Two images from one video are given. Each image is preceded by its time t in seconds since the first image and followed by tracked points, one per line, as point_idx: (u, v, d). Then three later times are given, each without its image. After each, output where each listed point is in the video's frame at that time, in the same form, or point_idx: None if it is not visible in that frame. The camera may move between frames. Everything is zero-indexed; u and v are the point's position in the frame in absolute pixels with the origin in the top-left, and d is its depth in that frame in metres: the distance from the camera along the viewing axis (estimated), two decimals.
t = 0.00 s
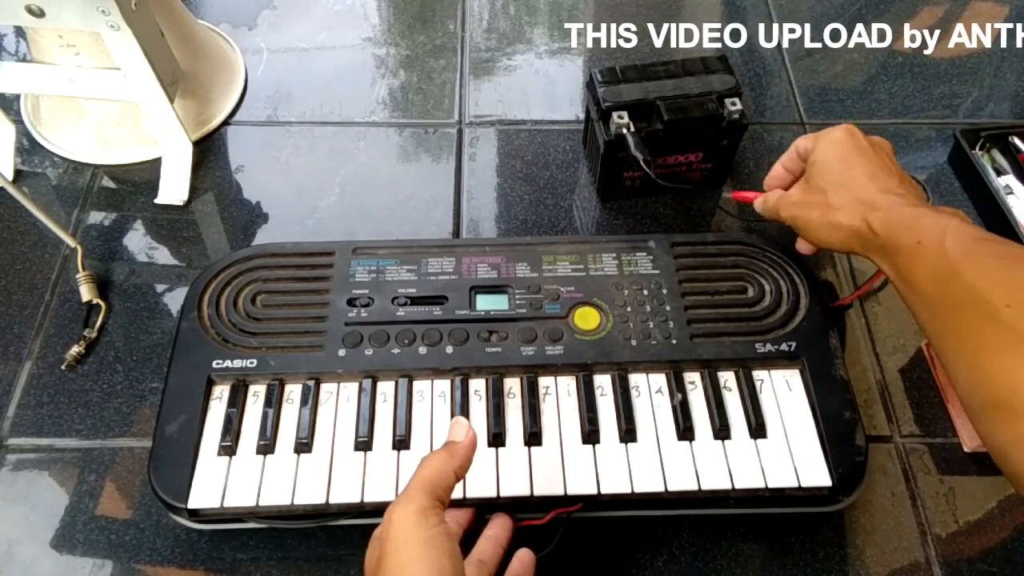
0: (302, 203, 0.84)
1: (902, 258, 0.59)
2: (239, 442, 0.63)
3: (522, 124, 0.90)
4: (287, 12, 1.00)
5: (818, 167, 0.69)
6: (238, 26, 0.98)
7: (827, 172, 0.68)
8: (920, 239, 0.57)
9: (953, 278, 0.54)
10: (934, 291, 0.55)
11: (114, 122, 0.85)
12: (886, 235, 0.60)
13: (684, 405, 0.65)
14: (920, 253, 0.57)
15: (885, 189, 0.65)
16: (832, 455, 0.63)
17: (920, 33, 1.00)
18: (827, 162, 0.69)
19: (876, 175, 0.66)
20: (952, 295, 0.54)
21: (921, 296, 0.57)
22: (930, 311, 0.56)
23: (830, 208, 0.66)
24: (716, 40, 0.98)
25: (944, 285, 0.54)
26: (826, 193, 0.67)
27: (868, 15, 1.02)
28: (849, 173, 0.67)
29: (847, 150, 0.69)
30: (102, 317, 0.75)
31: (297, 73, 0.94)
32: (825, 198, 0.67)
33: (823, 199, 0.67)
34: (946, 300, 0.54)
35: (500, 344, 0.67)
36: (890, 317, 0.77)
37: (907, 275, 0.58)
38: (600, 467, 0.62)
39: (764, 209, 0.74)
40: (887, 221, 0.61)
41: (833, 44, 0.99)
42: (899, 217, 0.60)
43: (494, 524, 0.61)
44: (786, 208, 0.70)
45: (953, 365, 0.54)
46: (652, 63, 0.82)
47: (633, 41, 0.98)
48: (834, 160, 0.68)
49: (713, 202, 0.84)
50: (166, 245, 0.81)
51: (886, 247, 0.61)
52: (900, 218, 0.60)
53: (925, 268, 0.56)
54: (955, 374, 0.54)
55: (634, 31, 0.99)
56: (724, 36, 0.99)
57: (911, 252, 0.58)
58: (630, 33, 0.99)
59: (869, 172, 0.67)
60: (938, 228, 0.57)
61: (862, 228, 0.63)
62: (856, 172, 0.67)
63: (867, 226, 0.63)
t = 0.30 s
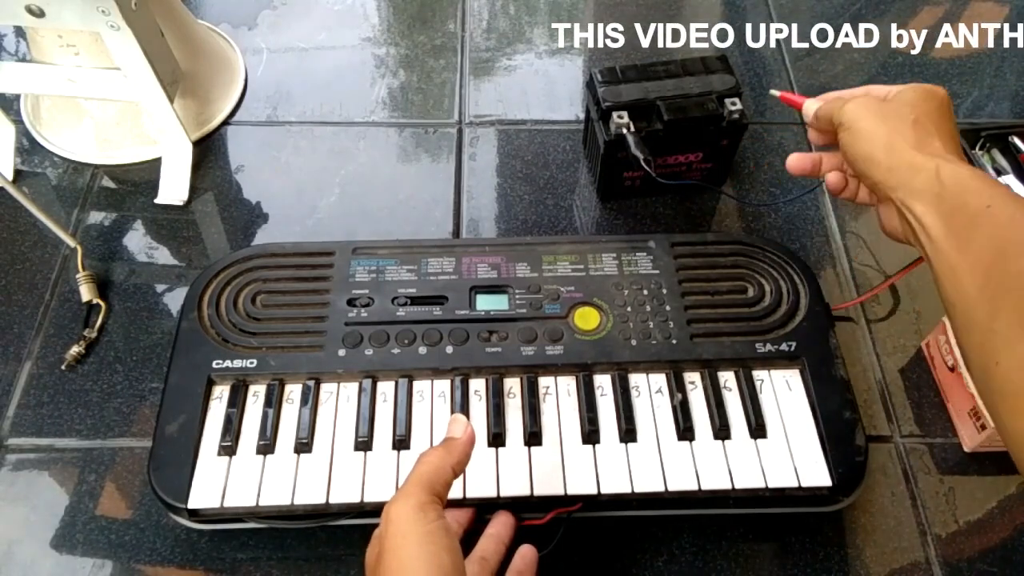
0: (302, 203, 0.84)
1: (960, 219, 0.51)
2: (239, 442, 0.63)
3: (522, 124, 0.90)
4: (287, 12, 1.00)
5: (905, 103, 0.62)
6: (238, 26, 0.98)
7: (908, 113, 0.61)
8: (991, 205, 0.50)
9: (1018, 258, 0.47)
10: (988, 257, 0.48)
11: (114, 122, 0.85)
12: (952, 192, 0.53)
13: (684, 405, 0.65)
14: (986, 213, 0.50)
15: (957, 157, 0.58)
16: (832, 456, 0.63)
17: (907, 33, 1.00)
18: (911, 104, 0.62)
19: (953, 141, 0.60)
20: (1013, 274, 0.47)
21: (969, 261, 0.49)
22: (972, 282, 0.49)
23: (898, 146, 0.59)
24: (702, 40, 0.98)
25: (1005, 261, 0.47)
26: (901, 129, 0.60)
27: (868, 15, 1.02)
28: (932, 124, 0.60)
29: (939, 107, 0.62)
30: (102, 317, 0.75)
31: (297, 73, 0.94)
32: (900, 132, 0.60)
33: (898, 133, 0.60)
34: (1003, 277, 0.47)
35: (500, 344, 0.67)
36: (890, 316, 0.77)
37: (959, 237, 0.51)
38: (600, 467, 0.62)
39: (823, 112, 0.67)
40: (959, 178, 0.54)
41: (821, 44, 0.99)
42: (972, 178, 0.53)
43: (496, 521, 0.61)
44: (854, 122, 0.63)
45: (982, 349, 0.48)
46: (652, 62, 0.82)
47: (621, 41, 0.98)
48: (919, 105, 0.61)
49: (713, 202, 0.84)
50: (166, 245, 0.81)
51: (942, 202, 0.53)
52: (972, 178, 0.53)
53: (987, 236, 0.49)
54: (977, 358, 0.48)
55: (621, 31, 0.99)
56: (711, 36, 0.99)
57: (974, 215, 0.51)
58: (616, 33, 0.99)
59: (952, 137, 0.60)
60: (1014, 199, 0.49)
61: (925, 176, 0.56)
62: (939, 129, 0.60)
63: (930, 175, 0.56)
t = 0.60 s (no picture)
0: (302, 203, 0.84)
1: (925, 219, 0.53)
2: (239, 442, 0.63)
3: (522, 124, 0.90)
4: (287, 12, 1.00)
5: (866, 101, 0.63)
6: (239, 26, 0.98)
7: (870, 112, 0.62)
8: (951, 203, 0.51)
9: (978, 249, 0.48)
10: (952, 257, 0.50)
11: (113, 122, 0.85)
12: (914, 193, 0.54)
13: (684, 405, 0.65)
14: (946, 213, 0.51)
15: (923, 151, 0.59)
16: (832, 456, 0.63)
17: (894, 33, 1.00)
18: (873, 103, 0.63)
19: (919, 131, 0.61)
20: (977, 266, 0.48)
21: (939, 259, 0.51)
22: (943, 282, 0.50)
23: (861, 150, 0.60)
24: (689, 40, 0.98)
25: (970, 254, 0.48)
26: (864, 131, 0.61)
27: (868, 16, 1.02)
28: (893, 118, 0.61)
29: (902, 97, 0.63)
30: (102, 317, 0.75)
31: (297, 73, 0.94)
32: (861, 134, 0.61)
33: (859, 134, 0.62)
34: (968, 269, 0.48)
35: (500, 344, 0.67)
36: (890, 315, 0.77)
37: (926, 238, 0.52)
38: (600, 467, 0.62)
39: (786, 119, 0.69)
40: (918, 177, 0.55)
41: (807, 44, 0.99)
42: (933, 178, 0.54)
43: (499, 519, 0.61)
44: (815, 129, 0.65)
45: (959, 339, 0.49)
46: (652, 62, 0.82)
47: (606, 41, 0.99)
48: (882, 100, 0.63)
49: (713, 202, 0.84)
50: (166, 245, 0.81)
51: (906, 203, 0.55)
52: (933, 178, 0.54)
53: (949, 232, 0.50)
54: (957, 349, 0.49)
55: (608, 31, 0.99)
56: (698, 36, 0.99)
57: (937, 213, 0.52)
58: (603, 33, 0.99)
59: (918, 127, 0.61)
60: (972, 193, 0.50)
61: (888, 178, 0.57)
62: (902, 121, 0.61)
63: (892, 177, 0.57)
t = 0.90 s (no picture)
0: (302, 203, 0.84)
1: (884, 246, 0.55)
2: (239, 442, 0.63)
3: (522, 124, 0.90)
4: (287, 11, 1.00)
5: (821, 136, 0.66)
6: (239, 26, 0.98)
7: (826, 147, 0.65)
8: (909, 227, 0.53)
9: (934, 267, 0.49)
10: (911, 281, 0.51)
11: (113, 122, 0.85)
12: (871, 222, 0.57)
13: (684, 405, 0.65)
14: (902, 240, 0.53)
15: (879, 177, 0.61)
16: (832, 456, 0.63)
17: (881, 33, 1.00)
18: (828, 136, 0.65)
19: (874, 157, 0.63)
20: (939, 287, 0.49)
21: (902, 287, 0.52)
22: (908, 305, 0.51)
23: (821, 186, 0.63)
24: (676, 40, 0.98)
25: (932, 277, 0.50)
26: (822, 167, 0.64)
27: (868, 16, 1.02)
28: (847, 149, 0.64)
29: (857, 126, 0.65)
30: (102, 317, 0.75)
31: (297, 73, 0.94)
32: (817, 170, 0.64)
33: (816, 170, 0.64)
34: (929, 290, 0.50)
35: (500, 344, 0.67)
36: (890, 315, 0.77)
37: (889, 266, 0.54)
38: (600, 467, 0.62)
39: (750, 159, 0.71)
40: (872, 206, 0.57)
41: (794, 44, 0.99)
42: (885, 204, 0.56)
43: (500, 520, 0.61)
44: (778, 168, 0.67)
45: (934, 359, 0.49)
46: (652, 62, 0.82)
47: (592, 41, 0.99)
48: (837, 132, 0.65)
49: (713, 202, 0.84)
50: (166, 245, 0.81)
51: (867, 235, 0.57)
52: (886, 205, 0.56)
53: (909, 257, 0.52)
54: (934, 367, 0.50)
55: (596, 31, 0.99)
56: (685, 36, 0.99)
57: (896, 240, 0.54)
58: (591, 33, 0.99)
59: (875, 155, 0.63)
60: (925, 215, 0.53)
61: (847, 211, 0.59)
62: (856, 150, 0.63)
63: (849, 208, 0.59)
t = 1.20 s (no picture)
0: (302, 203, 0.84)
1: (928, 254, 0.52)
2: (239, 442, 0.63)
3: (522, 124, 0.90)
4: (287, 11, 1.00)
5: (857, 134, 0.63)
6: (239, 26, 0.98)
7: (862, 146, 0.62)
8: (957, 234, 0.50)
9: (994, 279, 0.47)
10: (966, 292, 0.48)
11: (113, 122, 0.85)
12: (913, 228, 0.54)
13: (684, 405, 0.65)
14: (950, 248, 0.50)
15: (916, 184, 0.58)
16: (832, 456, 0.63)
17: (881, 33, 1.00)
18: (865, 135, 0.63)
19: (913, 163, 0.60)
20: (1002, 300, 0.46)
21: (951, 300, 0.50)
22: (958, 319, 0.49)
23: (854, 186, 0.60)
24: (672, 40, 0.98)
25: (990, 289, 0.47)
26: (856, 168, 0.61)
27: (868, 16, 1.02)
28: (885, 150, 0.61)
29: (896, 126, 0.62)
30: (102, 317, 0.75)
31: (297, 73, 0.94)
32: (852, 171, 0.61)
33: (850, 170, 0.61)
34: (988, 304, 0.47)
35: (500, 344, 0.67)
36: (890, 316, 0.77)
37: (935, 277, 0.51)
38: (600, 466, 0.62)
39: (781, 148, 0.68)
40: (912, 211, 0.54)
41: (781, 43, 0.98)
42: (927, 211, 0.54)
43: (496, 518, 0.61)
44: (807, 166, 0.64)
45: (984, 374, 0.47)
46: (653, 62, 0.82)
47: (568, 40, 0.98)
48: (877, 131, 0.62)
49: (713, 202, 0.84)
50: (166, 245, 0.81)
51: (905, 241, 0.54)
52: (928, 212, 0.54)
53: (959, 266, 0.49)
54: (989, 385, 0.47)
55: (582, 31, 0.99)
56: (685, 36, 0.99)
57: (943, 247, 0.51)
58: (577, 33, 0.99)
59: (915, 159, 0.61)
60: (976, 223, 0.50)
61: (885, 215, 0.56)
62: (894, 154, 0.61)
63: (887, 212, 0.56)
